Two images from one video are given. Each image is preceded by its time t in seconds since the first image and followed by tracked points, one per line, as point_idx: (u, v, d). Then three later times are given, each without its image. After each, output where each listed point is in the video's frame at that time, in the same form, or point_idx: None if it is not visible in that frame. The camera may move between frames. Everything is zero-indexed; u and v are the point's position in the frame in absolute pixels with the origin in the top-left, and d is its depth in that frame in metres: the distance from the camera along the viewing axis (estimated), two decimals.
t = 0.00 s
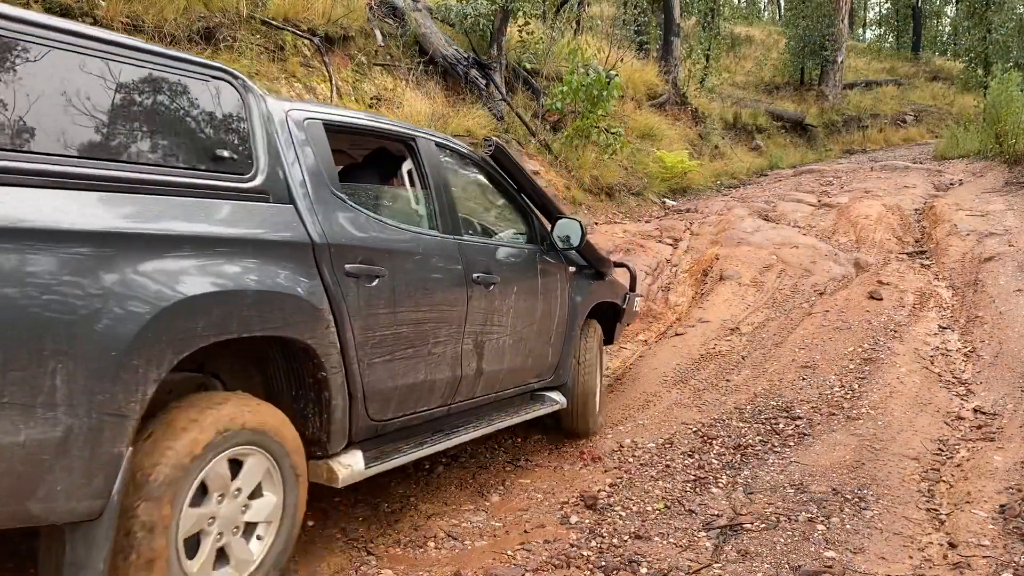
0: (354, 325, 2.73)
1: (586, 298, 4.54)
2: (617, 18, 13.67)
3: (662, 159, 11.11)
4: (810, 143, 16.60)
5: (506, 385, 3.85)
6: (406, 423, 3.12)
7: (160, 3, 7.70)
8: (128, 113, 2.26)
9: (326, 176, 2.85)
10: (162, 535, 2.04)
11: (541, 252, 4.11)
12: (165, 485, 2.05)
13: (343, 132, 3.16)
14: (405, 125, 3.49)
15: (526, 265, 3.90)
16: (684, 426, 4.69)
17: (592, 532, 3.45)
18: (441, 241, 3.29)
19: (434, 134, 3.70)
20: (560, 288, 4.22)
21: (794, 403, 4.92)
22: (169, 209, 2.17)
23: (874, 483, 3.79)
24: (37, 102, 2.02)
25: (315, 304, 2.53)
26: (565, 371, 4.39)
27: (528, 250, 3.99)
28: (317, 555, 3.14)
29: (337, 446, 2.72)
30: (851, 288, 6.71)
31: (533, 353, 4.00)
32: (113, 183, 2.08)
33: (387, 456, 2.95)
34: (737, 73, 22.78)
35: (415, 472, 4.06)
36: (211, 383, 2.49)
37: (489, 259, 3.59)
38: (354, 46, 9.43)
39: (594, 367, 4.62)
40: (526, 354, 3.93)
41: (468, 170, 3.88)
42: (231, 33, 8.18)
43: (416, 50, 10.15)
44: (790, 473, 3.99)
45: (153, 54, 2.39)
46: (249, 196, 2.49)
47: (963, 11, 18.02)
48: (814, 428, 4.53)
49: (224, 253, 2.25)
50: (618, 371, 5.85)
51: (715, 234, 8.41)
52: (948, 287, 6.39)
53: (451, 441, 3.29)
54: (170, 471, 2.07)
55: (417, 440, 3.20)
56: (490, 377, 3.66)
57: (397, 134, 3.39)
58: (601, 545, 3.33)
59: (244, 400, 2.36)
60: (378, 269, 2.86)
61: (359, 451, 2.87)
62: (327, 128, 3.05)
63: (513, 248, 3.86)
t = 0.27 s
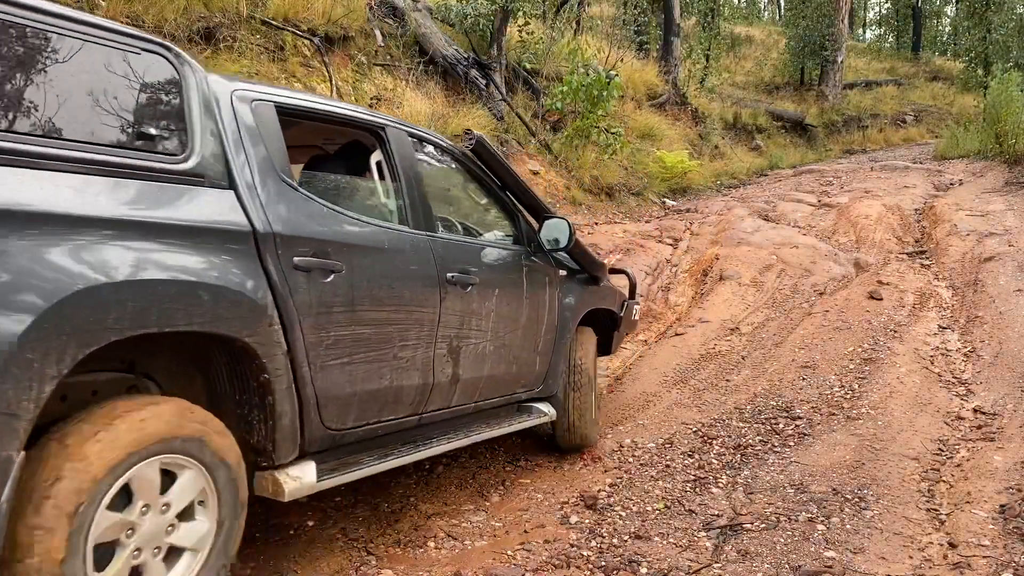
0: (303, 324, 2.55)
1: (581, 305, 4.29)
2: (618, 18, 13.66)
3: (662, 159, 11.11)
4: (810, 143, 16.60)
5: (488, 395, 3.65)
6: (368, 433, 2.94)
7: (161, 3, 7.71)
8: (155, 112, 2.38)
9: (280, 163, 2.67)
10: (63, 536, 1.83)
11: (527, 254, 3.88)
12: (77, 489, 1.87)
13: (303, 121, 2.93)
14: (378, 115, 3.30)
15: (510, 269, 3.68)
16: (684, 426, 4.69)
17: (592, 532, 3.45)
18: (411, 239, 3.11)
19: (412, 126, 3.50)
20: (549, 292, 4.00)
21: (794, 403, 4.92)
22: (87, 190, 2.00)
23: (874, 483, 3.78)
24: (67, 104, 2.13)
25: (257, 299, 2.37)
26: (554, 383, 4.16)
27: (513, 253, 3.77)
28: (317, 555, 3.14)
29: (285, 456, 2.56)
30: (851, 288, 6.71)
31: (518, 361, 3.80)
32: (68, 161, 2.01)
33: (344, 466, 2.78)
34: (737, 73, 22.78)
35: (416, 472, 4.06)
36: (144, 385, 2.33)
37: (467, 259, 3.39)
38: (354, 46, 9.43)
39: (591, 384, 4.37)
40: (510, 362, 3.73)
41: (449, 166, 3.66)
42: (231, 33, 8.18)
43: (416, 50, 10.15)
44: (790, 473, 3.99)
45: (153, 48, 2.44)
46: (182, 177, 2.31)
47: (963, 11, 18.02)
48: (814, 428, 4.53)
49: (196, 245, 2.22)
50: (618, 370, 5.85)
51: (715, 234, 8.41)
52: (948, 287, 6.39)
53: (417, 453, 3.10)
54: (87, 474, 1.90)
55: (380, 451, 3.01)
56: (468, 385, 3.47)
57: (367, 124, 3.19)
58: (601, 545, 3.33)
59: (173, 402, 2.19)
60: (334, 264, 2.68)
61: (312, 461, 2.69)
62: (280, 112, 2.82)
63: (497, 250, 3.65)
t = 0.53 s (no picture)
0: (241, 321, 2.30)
1: (575, 312, 4.04)
2: (618, 18, 13.66)
3: (661, 159, 11.11)
4: (810, 143, 16.60)
5: (469, 404, 3.39)
6: (327, 443, 2.66)
7: (161, 2, 7.73)
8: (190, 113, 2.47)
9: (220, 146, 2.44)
10: None
11: (515, 255, 3.62)
12: None
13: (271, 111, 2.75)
14: (350, 102, 3.06)
15: (494, 270, 3.43)
16: (685, 426, 4.70)
17: (592, 532, 3.45)
18: (377, 234, 2.85)
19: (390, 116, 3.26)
20: (538, 297, 3.74)
21: (794, 403, 4.92)
22: None
23: (874, 484, 3.79)
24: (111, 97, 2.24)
25: (186, 293, 2.14)
26: (546, 394, 3.91)
27: (499, 253, 3.52)
28: (316, 555, 3.14)
29: (225, 467, 2.29)
30: (851, 288, 6.71)
31: (504, 369, 3.54)
32: (50, 150, 1.97)
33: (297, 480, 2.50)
34: (737, 73, 22.78)
35: (416, 472, 4.06)
36: (69, 387, 2.12)
37: (444, 258, 3.13)
38: (354, 46, 9.44)
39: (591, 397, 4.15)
40: (493, 370, 3.47)
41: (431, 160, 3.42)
42: (231, 32, 8.19)
43: (416, 50, 10.14)
44: (790, 473, 3.99)
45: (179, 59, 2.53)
46: (104, 157, 2.09)
47: (963, 11, 18.02)
48: (814, 428, 4.53)
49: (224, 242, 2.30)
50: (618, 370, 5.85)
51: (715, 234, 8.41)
52: (948, 287, 6.39)
53: (383, 467, 2.81)
54: None
55: (339, 464, 2.72)
56: (446, 394, 3.20)
57: (335, 111, 2.95)
58: (601, 545, 3.33)
59: (85, 407, 1.96)
60: (281, 255, 2.44)
61: (258, 474, 2.42)
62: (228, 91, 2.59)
63: (481, 250, 3.40)
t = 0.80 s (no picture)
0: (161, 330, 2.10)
1: (571, 321, 3.75)
2: (618, 18, 13.64)
3: (661, 159, 11.11)
4: (810, 143, 16.60)
5: (446, 421, 3.12)
6: (270, 463, 2.44)
7: (161, 3, 7.73)
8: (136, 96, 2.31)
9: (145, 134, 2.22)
10: None
11: (501, 259, 3.33)
12: None
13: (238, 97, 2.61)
14: (314, 90, 2.84)
15: (477, 276, 3.15)
16: (685, 427, 4.70)
17: (592, 532, 3.45)
18: (333, 233, 2.61)
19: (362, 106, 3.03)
20: (529, 305, 3.44)
21: (794, 403, 4.93)
22: None
23: (874, 483, 3.79)
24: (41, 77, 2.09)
25: (87, 299, 1.93)
26: (540, 410, 3.64)
27: (484, 257, 3.23)
28: (317, 555, 3.14)
29: (143, 488, 2.12)
30: (851, 288, 6.71)
31: (488, 382, 3.26)
32: None
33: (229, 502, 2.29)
34: (737, 73, 22.77)
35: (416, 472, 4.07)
36: None
37: (414, 259, 2.88)
38: (354, 46, 9.43)
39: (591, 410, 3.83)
40: (475, 383, 3.20)
41: (409, 154, 3.16)
42: (231, 32, 8.19)
43: (417, 50, 10.13)
44: (790, 473, 3.99)
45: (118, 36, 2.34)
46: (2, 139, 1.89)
47: (963, 11, 18.02)
48: (814, 428, 4.54)
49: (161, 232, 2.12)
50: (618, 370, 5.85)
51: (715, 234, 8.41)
52: (948, 287, 6.39)
53: (336, 490, 2.56)
54: None
55: (287, 486, 2.49)
56: (416, 410, 2.94)
57: (294, 97, 2.72)
58: (601, 545, 3.33)
59: None
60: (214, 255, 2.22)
61: (183, 496, 2.22)
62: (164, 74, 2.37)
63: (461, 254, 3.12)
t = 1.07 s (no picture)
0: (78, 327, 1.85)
1: (560, 325, 3.49)
2: (618, 18, 13.63)
3: (662, 159, 11.11)
4: (810, 143, 16.61)
5: (418, 431, 2.85)
6: (211, 476, 2.17)
7: (161, 2, 7.75)
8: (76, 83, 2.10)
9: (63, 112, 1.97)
10: None
11: (481, 259, 3.07)
12: None
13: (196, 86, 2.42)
14: (269, 72, 2.57)
15: (453, 277, 2.90)
16: (685, 427, 4.70)
17: (592, 532, 3.45)
18: (284, 226, 2.36)
19: (326, 91, 2.75)
20: (512, 308, 3.18)
21: (794, 403, 4.93)
22: None
23: (874, 483, 3.79)
24: None
25: None
26: (526, 419, 3.39)
27: (462, 258, 2.99)
28: (317, 555, 3.14)
29: (55, 503, 1.84)
30: (851, 288, 6.71)
31: (465, 389, 3.00)
32: None
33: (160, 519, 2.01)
34: (737, 73, 22.78)
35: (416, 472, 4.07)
36: None
37: (379, 255, 2.63)
38: (354, 46, 9.42)
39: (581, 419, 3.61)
40: (450, 391, 2.94)
41: (379, 144, 2.90)
42: (231, 32, 8.20)
43: (417, 50, 10.12)
44: (790, 473, 3.99)
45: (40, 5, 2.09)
46: None
47: (963, 11, 18.02)
48: (814, 428, 4.54)
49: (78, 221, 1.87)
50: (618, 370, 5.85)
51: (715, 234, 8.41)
52: (948, 287, 6.39)
53: (289, 505, 2.28)
54: None
55: (233, 501, 2.21)
56: (382, 419, 2.67)
57: (244, 80, 2.45)
58: (601, 545, 3.33)
59: None
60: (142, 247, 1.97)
61: (107, 511, 1.95)
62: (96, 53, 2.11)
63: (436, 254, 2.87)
